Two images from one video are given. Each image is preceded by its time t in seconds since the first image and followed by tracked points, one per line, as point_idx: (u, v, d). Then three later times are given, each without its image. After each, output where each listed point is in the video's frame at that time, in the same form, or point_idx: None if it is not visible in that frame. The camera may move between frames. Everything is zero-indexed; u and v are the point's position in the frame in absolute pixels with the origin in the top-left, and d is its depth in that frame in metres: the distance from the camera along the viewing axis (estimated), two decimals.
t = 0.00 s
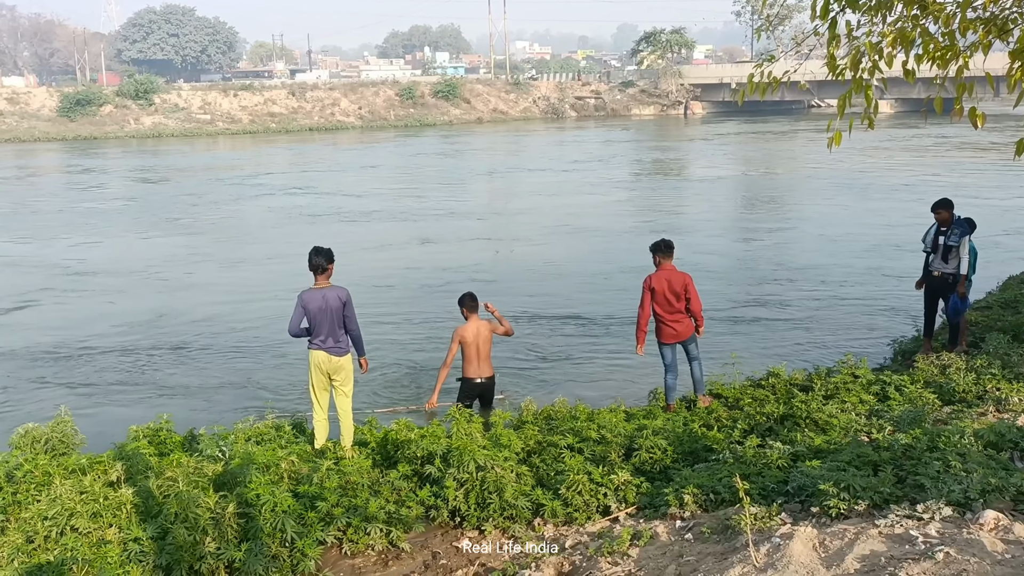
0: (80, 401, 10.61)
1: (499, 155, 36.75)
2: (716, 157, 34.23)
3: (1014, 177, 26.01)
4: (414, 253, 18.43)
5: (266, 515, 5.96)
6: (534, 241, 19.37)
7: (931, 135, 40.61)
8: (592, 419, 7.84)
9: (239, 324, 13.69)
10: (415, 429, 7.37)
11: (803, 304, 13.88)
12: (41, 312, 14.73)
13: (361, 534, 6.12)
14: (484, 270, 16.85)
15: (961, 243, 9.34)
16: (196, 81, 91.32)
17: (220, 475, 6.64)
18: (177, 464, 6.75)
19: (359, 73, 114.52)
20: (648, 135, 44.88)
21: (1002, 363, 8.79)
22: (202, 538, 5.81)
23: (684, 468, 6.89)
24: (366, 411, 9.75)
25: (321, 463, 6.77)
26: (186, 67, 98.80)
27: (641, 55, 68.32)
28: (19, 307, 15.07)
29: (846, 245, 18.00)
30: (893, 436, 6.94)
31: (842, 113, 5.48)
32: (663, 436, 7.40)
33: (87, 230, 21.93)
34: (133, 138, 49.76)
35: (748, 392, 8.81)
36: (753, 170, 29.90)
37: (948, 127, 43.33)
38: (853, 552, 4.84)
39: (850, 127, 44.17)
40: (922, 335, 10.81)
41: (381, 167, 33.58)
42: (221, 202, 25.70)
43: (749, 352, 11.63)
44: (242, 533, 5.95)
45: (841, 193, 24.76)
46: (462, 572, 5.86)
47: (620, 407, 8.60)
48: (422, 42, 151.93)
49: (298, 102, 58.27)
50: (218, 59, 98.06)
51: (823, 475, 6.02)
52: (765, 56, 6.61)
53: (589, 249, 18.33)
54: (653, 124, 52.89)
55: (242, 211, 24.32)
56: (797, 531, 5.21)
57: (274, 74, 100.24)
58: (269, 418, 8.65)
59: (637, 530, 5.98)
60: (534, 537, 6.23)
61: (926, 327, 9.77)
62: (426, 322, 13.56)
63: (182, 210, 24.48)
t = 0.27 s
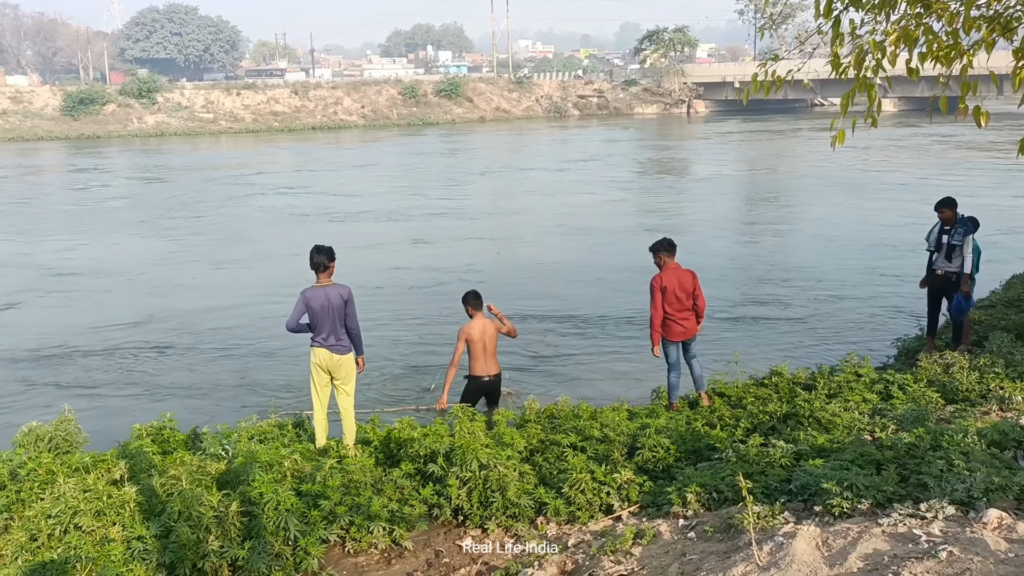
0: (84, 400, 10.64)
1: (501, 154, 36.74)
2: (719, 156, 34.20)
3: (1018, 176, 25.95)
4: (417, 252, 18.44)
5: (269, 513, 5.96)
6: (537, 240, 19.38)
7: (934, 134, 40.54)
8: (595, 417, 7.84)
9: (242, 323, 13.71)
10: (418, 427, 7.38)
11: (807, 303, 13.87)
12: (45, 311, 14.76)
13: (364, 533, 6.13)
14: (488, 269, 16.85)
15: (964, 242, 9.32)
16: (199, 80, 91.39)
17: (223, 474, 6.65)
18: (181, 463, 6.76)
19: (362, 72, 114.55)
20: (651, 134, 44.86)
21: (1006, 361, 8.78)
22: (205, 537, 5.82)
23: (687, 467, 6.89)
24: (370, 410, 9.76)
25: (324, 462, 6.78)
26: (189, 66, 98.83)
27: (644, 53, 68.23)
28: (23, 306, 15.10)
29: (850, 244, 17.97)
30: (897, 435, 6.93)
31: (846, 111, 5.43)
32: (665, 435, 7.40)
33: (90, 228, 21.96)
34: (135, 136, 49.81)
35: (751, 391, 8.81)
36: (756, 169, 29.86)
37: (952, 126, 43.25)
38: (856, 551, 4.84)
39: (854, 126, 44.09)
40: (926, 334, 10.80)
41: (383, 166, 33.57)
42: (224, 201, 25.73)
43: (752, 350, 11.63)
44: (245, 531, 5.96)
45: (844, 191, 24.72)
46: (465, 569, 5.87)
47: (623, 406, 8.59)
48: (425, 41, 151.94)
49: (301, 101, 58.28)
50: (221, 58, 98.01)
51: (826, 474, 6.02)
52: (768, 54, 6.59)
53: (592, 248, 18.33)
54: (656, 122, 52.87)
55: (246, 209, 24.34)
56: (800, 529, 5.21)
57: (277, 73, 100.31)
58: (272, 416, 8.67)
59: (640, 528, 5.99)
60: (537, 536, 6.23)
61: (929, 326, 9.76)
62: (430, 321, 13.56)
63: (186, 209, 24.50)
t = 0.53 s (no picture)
0: (87, 398, 10.68)
1: (504, 153, 36.75)
2: (722, 155, 34.17)
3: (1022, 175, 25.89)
4: (420, 251, 18.46)
5: (272, 511, 5.97)
6: (540, 239, 19.38)
7: (938, 133, 40.46)
8: (598, 416, 7.84)
9: (246, 322, 13.73)
10: (421, 426, 7.39)
11: (810, 302, 13.87)
12: (49, 310, 14.80)
13: (366, 531, 6.14)
14: (491, 268, 16.85)
15: (968, 242, 9.29)
16: (202, 78, 91.53)
17: (226, 472, 6.66)
18: (184, 461, 6.77)
19: (365, 71, 114.58)
20: (655, 133, 44.83)
21: (1009, 361, 8.77)
22: (208, 535, 5.82)
23: (690, 466, 6.88)
24: (373, 409, 9.78)
25: (327, 460, 6.78)
26: (192, 64, 98.90)
27: (647, 52, 68.19)
28: (26, 305, 15.13)
29: (853, 243, 17.96)
30: (899, 434, 6.92)
31: (849, 109, 5.41)
32: (668, 434, 7.40)
33: (94, 227, 22.00)
34: (139, 135, 49.88)
35: (754, 391, 8.81)
36: (759, 168, 29.83)
37: (956, 126, 43.17)
38: (858, 550, 4.84)
39: (857, 125, 44.03)
40: (930, 333, 10.78)
41: (387, 165, 33.60)
42: (228, 200, 25.76)
43: (755, 350, 11.63)
44: (248, 529, 5.95)
45: (848, 190, 24.69)
46: (468, 569, 5.88)
47: (626, 404, 8.59)
48: (428, 40, 151.96)
49: (304, 100, 58.32)
50: (224, 57, 98.07)
51: (829, 473, 6.01)
52: (772, 53, 6.57)
53: (594, 247, 18.34)
54: (659, 121, 52.86)
55: (248, 208, 24.37)
56: (803, 529, 5.21)
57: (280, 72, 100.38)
58: (275, 415, 8.68)
59: (643, 527, 5.98)
60: (540, 535, 6.23)
61: (933, 325, 9.75)
62: (433, 320, 13.58)
63: (189, 208, 24.53)
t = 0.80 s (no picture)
0: (90, 396, 10.69)
1: (506, 151, 36.72)
2: (725, 153, 34.12)
3: None
4: (422, 249, 18.47)
5: (274, 508, 5.96)
6: (542, 236, 19.38)
7: (941, 130, 40.39)
8: (600, 414, 7.84)
9: (249, 320, 13.73)
10: (423, 423, 7.39)
11: (813, 300, 13.86)
12: (52, 307, 14.81)
13: (368, 529, 6.14)
14: (493, 266, 16.85)
15: (970, 239, 9.28)
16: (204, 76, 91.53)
17: (228, 470, 6.67)
18: (186, 458, 6.77)
19: (367, 68, 114.56)
20: (657, 130, 44.79)
21: (1012, 359, 8.75)
22: (210, 532, 5.82)
23: (691, 464, 6.88)
24: (375, 406, 9.78)
25: (329, 458, 6.78)
26: (194, 62, 98.88)
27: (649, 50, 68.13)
28: (29, 303, 15.14)
29: (856, 241, 17.93)
30: (901, 432, 6.92)
31: (851, 106, 5.37)
32: (671, 432, 7.40)
33: (96, 225, 22.00)
34: (141, 133, 49.90)
35: (756, 388, 8.80)
36: (762, 166, 29.81)
37: (959, 123, 43.11)
38: (860, 548, 4.83)
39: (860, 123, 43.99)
40: (932, 331, 10.77)
41: (388, 163, 33.60)
42: (229, 197, 25.77)
43: (757, 348, 11.62)
44: (249, 527, 5.95)
45: (850, 188, 24.64)
46: (470, 566, 5.88)
47: (628, 402, 8.58)
48: (431, 37, 151.89)
49: (306, 98, 58.31)
50: (226, 54, 98.06)
51: (832, 471, 6.01)
52: (774, 50, 6.55)
53: (596, 245, 18.34)
54: (661, 119, 52.79)
55: (250, 206, 24.37)
56: (805, 526, 5.21)
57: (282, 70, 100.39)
58: (277, 412, 8.69)
59: (645, 525, 5.98)
60: (542, 532, 6.23)
61: (935, 323, 9.76)
62: (435, 318, 13.57)
63: (191, 206, 24.54)
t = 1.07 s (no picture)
0: (95, 392, 10.72)
1: (511, 148, 36.71)
2: (728, 150, 34.09)
3: None
4: (426, 246, 18.48)
5: (278, 505, 5.97)
6: (545, 233, 19.39)
7: (946, 128, 40.31)
8: (603, 411, 7.84)
9: (253, 317, 13.74)
10: (426, 420, 7.40)
11: (817, 297, 13.84)
12: (57, 305, 14.82)
13: (372, 525, 6.15)
14: (497, 263, 16.84)
15: (975, 237, 9.25)
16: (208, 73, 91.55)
17: (233, 466, 6.68)
18: (191, 455, 6.78)
19: (371, 65, 114.54)
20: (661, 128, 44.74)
21: (1017, 356, 8.73)
22: (214, 529, 5.81)
23: (695, 462, 6.88)
24: (379, 403, 9.79)
25: (332, 455, 6.78)
26: (198, 59, 98.92)
27: (653, 47, 68.05)
28: (33, 300, 15.16)
29: (860, 238, 17.91)
30: (905, 430, 6.92)
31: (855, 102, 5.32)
32: (674, 429, 7.40)
33: (100, 223, 22.02)
34: (145, 130, 49.94)
35: (760, 386, 8.80)
36: (766, 163, 29.77)
37: (964, 121, 43.03)
38: (864, 545, 4.83)
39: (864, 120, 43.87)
40: (936, 329, 10.75)
41: (392, 160, 33.60)
42: (233, 195, 25.77)
43: (761, 345, 11.61)
44: (254, 523, 5.95)
45: (854, 185, 24.61)
46: (473, 563, 5.89)
47: (632, 400, 8.57)
48: (435, 34, 151.80)
49: (310, 95, 58.31)
50: (230, 52, 98.12)
51: (835, 469, 6.00)
52: (778, 47, 6.52)
53: (600, 242, 18.33)
54: (665, 116, 52.75)
55: (254, 203, 24.38)
56: (809, 523, 5.21)
57: (286, 67, 100.42)
58: (282, 409, 8.70)
59: (648, 522, 5.99)
60: (546, 529, 6.24)
61: (940, 321, 9.73)
62: (440, 315, 13.57)
63: (195, 203, 24.55)
